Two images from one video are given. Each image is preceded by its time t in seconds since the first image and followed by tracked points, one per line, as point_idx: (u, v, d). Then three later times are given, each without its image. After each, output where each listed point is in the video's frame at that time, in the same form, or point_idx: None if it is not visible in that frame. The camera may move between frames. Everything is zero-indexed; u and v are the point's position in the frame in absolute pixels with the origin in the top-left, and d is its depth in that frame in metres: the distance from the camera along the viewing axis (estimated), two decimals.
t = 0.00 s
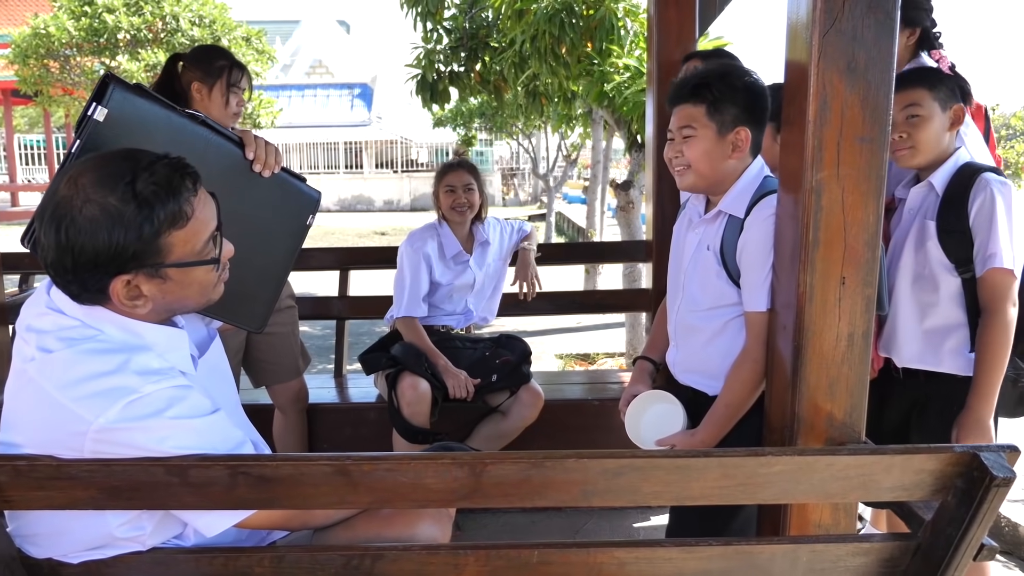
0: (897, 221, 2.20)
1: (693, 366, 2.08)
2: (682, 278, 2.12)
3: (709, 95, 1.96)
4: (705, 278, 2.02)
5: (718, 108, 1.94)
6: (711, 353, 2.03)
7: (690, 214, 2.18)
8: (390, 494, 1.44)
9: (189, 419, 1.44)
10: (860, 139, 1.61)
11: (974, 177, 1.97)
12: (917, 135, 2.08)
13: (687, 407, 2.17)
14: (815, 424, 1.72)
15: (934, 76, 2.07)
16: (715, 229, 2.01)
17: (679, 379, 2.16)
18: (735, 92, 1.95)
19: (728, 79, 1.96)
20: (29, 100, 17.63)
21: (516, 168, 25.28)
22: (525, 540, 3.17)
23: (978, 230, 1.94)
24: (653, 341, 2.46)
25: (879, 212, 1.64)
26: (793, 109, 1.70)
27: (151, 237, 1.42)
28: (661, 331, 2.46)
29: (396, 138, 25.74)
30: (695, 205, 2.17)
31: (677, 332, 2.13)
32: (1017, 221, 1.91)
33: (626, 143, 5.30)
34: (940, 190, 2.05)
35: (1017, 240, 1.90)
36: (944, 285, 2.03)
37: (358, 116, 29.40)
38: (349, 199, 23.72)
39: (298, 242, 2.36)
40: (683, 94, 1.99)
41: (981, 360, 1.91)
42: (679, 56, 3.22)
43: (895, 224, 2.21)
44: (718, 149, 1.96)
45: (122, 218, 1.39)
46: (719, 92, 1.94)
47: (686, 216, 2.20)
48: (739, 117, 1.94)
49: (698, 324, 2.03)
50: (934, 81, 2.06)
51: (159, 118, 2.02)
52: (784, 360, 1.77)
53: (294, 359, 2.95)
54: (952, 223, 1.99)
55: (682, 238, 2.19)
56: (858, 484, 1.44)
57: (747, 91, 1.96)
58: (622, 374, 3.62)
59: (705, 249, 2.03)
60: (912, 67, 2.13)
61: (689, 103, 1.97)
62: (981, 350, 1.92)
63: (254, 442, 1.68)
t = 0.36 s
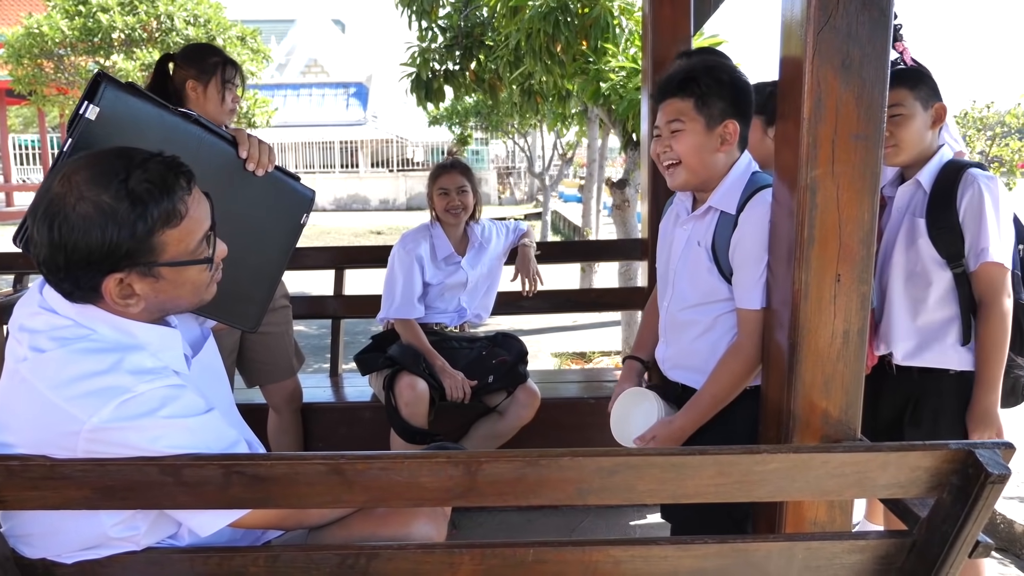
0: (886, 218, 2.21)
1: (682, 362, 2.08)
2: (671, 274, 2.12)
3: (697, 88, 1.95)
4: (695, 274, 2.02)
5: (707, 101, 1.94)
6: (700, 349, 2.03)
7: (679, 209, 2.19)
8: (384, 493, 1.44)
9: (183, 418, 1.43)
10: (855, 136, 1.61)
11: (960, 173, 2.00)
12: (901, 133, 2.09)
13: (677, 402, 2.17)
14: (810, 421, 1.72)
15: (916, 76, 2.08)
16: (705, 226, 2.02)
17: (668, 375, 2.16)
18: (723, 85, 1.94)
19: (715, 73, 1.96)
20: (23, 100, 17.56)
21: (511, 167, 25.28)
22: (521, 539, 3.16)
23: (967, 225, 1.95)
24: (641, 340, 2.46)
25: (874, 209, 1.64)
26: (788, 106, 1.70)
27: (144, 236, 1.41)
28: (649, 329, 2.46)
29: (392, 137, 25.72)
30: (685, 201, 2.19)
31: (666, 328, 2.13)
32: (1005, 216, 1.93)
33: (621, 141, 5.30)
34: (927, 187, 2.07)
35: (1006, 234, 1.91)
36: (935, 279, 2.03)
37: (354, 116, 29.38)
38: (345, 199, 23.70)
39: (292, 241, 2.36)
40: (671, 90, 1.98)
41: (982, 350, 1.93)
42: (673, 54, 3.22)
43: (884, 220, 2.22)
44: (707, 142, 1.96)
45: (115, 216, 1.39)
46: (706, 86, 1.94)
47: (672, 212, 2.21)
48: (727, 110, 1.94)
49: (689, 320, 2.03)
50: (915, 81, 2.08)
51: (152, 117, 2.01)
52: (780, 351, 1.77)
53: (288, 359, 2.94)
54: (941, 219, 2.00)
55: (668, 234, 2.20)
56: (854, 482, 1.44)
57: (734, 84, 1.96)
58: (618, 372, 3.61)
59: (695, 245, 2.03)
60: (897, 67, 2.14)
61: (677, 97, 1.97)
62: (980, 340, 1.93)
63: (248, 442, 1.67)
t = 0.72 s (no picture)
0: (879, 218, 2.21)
1: (675, 358, 2.08)
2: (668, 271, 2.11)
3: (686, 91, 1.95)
4: (694, 270, 2.01)
5: (686, 106, 1.94)
6: (694, 346, 2.03)
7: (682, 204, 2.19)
8: (380, 496, 1.43)
9: (178, 421, 1.43)
10: (852, 137, 1.61)
11: (952, 177, 1.99)
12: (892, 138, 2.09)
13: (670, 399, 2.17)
14: (807, 423, 1.72)
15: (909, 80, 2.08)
16: (705, 221, 2.00)
17: (659, 370, 2.16)
18: (706, 94, 1.91)
19: (708, 78, 1.92)
20: (18, 101, 17.51)
21: (509, 168, 25.29)
22: (519, 542, 3.16)
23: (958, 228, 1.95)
24: (635, 334, 2.46)
25: (872, 211, 1.64)
26: (785, 108, 1.70)
27: (141, 238, 1.41)
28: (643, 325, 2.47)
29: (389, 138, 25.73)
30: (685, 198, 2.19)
31: (660, 322, 2.13)
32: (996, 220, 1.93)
33: (618, 143, 5.30)
34: (920, 191, 2.07)
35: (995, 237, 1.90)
36: (927, 281, 2.04)
37: (351, 117, 29.37)
38: (342, 200, 23.69)
39: (289, 244, 2.35)
40: (675, 83, 1.98)
41: (958, 350, 1.92)
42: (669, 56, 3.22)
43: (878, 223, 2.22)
44: (683, 147, 1.98)
45: (112, 218, 1.38)
46: (691, 92, 1.93)
47: (677, 207, 2.20)
48: (703, 120, 1.92)
49: (684, 316, 2.03)
50: (908, 85, 2.08)
51: (149, 118, 2.00)
52: (777, 349, 1.76)
53: (284, 362, 2.93)
54: (933, 222, 2.00)
55: (671, 228, 2.19)
56: (851, 484, 1.44)
57: (732, 97, 1.89)
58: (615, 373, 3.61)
59: (693, 240, 2.02)
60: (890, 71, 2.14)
61: (672, 94, 1.99)
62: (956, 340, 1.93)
63: (244, 445, 1.66)
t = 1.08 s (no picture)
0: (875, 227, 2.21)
1: (675, 363, 2.08)
2: (670, 277, 2.10)
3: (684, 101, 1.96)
4: (694, 278, 2.00)
5: (683, 116, 1.95)
6: (693, 352, 2.03)
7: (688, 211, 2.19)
8: (377, 500, 1.43)
9: (174, 424, 1.42)
10: (850, 142, 1.60)
11: (942, 185, 1.98)
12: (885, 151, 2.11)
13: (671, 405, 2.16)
14: (805, 428, 1.71)
15: (905, 90, 2.07)
16: (706, 229, 2.00)
17: (659, 373, 2.17)
18: (701, 105, 1.91)
19: (704, 87, 1.92)
20: (15, 103, 17.47)
21: (507, 171, 25.28)
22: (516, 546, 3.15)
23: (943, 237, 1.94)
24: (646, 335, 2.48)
25: (870, 216, 1.63)
26: (784, 112, 1.70)
27: (139, 242, 1.40)
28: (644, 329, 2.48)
29: (387, 141, 25.73)
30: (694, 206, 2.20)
31: (660, 328, 2.13)
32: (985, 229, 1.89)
33: (616, 146, 5.29)
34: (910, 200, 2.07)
35: (983, 246, 1.88)
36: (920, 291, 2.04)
37: (349, 119, 29.37)
38: (340, 203, 23.67)
39: (287, 247, 2.35)
40: (676, 90, 1.99)
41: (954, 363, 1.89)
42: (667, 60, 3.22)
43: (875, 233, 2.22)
44: (681, 156, 1.99)
45: (110, 221, 1.37)
46: (686, 102, 1.94)
47: (687, 212, 2.19)
48: (699, 130, 1.93)
49: (683, 323, 2.03)
50: (905, 96, 2.06)
51: (147, 122, 2.00)
52: (774, 360, 1.76)
53: (280, 365, 2.92)
54: (920, 230, 2.00)
55: (677, 234, 2.19)
56: (849, 489, 1.44)
57: (726, 106, 1.89)
58: (612, 377, 3.60)
59: (694, 247, 2.02)
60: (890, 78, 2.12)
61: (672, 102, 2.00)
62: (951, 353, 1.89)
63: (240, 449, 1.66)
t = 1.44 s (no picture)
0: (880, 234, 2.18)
1: (677, 365, 2.08)
2: (676, 280, 2.10)
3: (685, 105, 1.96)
4: (698, 280, 2.00)
5: (686, 120, 1.95)
6: (697, 354, 2.03)
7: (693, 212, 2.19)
8: (375, 503, 1.42)
9: (171, 427, 1.42)
10: (849, 144, 1.60)
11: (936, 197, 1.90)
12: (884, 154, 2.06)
13: (668, 404, 2.17)
14: (804, 430, 1.71)
15: (908, 91, 1.99)
16: (711, 231, 2.00)
17: (661, 374, 2.17)
18: (704, 107, 1.92)
19: (706, 91, 1.93)
20: (13, 105, 17.45)
21: (505, 173, 25.30)
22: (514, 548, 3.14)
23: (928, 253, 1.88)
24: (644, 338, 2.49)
25: (869, 218, 1.63)
26: (782, 114, 1.70)
27: (136, 244, 1.40)
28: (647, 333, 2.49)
29: (385, 143, 25.74)
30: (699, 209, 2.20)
31: (664, 329, 2.13)
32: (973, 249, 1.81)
33: (615, 148, 5.29)
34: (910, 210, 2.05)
35: (966, 267, 1.79)
36: (906, 308, 2.02)
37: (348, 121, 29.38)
38: (338, 205, 23.67)
39: (284, 249, 2.35)
40: (677, 96, 2.00)
41: (924, 391, 1.82)
42: (665, 63, 3.22)
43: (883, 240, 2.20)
44: (686, 160, 1.99)
45: (107, 222, 1.37)
46: (688, 106, 1.95)
47: (691, 215, 2.19)
48: (703, 133, 1.93)
49: (687, 325, 2.03)
50: (906, 98, 1.98)
51: (145, 124, 1.99)
52: (773, 362, 1.76)
53: (277, 367, 2.91)
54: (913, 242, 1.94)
55: (683, 236, 2.18)
56: (848, 492, 1.43)
57: (729, 108, 1.90)
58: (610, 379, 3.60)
59: (699, 249, 2.02)
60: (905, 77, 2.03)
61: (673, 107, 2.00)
62: (921, 379, 1.82)
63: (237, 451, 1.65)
